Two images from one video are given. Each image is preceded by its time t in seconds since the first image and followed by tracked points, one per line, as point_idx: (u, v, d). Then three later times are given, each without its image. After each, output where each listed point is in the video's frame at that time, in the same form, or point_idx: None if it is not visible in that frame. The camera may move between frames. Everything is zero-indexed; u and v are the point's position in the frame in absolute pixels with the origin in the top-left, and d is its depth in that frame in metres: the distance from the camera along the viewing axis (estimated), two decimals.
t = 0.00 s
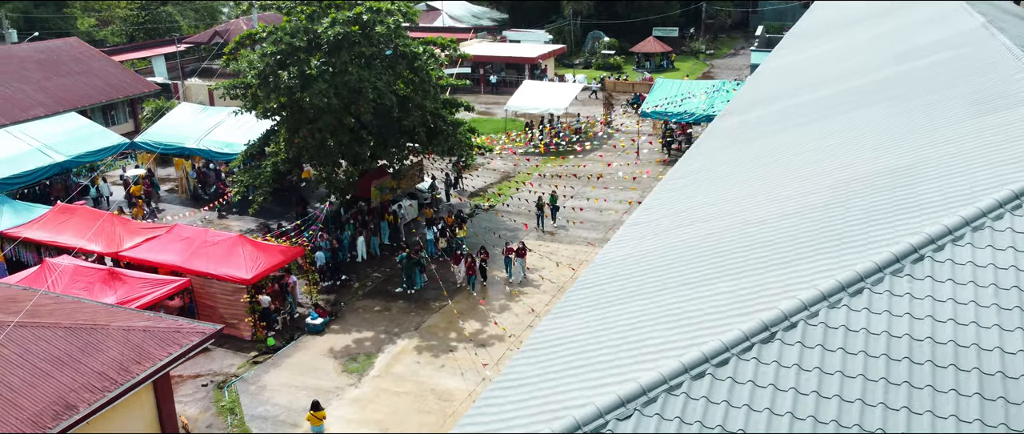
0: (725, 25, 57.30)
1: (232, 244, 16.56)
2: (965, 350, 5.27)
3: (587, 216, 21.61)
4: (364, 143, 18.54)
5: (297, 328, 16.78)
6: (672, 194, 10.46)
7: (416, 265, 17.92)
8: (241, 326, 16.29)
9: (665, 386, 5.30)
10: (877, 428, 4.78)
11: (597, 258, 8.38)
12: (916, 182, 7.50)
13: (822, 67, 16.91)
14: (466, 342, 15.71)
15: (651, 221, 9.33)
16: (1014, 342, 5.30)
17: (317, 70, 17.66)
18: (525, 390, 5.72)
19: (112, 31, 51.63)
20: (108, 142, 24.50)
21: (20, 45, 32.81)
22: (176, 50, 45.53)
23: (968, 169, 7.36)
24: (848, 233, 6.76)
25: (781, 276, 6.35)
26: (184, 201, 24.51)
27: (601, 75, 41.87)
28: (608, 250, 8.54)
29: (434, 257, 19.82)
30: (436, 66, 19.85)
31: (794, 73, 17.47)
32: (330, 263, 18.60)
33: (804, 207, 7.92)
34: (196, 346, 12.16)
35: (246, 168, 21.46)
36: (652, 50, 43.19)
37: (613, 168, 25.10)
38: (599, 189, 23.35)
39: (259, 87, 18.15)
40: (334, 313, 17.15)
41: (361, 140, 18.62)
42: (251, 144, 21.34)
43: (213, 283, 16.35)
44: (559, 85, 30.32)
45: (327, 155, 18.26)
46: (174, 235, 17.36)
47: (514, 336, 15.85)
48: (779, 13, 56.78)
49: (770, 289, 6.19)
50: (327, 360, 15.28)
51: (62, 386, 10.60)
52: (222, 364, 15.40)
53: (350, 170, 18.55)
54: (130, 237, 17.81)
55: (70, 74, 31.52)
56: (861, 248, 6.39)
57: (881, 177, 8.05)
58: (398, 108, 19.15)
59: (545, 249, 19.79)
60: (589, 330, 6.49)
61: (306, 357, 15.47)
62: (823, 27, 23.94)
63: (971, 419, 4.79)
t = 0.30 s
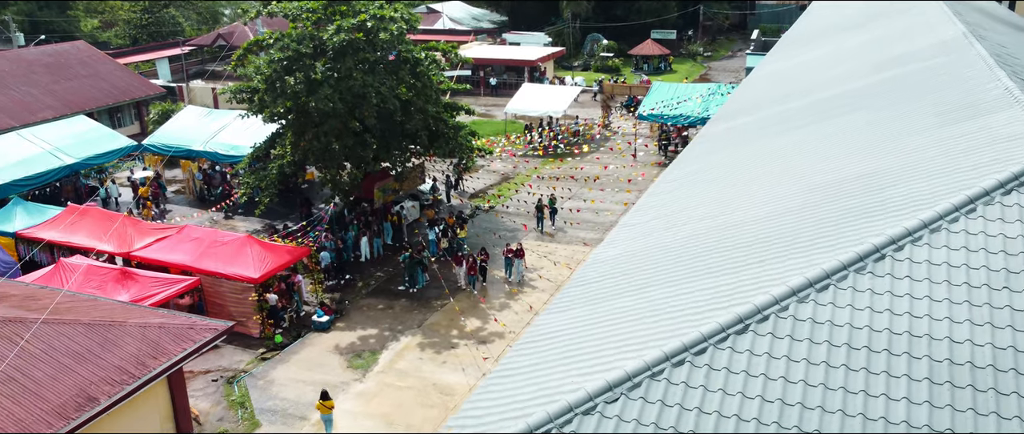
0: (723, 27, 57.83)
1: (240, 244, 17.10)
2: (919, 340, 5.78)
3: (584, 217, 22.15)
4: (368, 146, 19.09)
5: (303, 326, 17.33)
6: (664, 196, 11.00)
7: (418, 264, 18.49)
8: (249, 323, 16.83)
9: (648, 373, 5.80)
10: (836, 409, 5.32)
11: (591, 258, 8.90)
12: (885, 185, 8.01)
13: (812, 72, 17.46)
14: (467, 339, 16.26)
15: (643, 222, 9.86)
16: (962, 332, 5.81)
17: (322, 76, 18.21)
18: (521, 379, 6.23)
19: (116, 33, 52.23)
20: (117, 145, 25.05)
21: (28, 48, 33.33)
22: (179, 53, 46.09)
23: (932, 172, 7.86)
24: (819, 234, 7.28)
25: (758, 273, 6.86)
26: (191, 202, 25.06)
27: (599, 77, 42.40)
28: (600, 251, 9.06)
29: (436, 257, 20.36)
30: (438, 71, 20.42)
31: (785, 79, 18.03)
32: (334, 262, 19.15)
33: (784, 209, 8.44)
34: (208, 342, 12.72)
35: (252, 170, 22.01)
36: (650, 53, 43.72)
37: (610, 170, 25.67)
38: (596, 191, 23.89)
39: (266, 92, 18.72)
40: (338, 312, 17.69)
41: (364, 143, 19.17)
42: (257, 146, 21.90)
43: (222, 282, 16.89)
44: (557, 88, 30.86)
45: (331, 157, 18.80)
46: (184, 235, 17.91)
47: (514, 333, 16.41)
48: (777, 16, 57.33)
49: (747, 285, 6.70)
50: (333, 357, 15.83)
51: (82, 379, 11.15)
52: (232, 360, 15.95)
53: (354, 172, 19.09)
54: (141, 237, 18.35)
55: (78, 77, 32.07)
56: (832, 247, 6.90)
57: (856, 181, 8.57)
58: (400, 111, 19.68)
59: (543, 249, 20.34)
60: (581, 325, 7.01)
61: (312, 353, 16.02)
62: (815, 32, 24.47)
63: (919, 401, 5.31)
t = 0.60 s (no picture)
0: (721, 29, 58.34)
1: (247, 244, 17.54)
2: (888, 333, 6.19)
3: (583, 218, 22.59)
4: (371, 149, 19.52)
5: (308, 324, 17.77)
6: (658, 198, 11.44)
7: (420, 264, 18.94)
8: (256, 322, 17.26)
9: (637, 363, 6.21)
10: (810, 396, 5.74)
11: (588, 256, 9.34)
12: (864, 188, 8.43)
13: (804, 77, 17.92)
14: (469, 336, 16.71)
15: (636, 223, 10.31)
16: (927, 325, 6.22)
17: (326, 80, 18.65)
18: (519, 371, 6.67)
19: (119, 34, 52.74)
20: (123, 147, 25.49)
21: (34, 51, 33.73)
22: (183, 55, 46.55)
23: (907, 175, 8.28)
24: (800, 234, 7.69)
25: (743, 270, 7.28)
26: (196, 203, 25.48)
27: (598, 79, 42.84)
28: (596, 250, 9.50)
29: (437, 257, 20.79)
30: (439, 75, 20.88)
31: (778, 83, 18.48)
32: (338, 262, 19.60)
33: (770, 211, 8.86)
34: (218, 339, 13.15)
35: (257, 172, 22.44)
36: (648, 55, 44.17)
37: (607, 171, 26.15)
38: (593, 193, 24.32)
39: (272, 96, 19.17)
40: (343, 310, 18.16)
41: (368, 146, 19.61)
42: (261, 149, 22.35)
43: (229, 281, 17.32)
44: (556, 91, 31.29)
45: (335, 159, 19.23)
46: (192, 236, 18.35)
47: (513, 331, 16.88)
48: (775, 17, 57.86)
49: (730, 282, 7.12)
50: (338, 353, 16.28)
51: (99, 374, 11.60)
52: (239, 357, 16.39)
53: (357, 173, 19.54)
54: (149, 238, 18.78)
55: (83, 80, 32.50)
56: (811, 246, 7.32)
57: (837, 182, 9.01)
58: (403, 114, 20.13)
59: (542, 248, 20.81)
60: (577, 320, 7.44)
61: (317, 350, 16.46)
62: (808, 35, 24.93)
63: (886, 388, 5.73)
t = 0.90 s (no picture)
0: (719, 31, 59.03)
1: (255, 244, 18.10)
2: (855, 324, 6.69)
3: (581, 219, 23.13)
4: (374, 151, 20.07)
5: (314, 321, 18.33)
6: (650, 199, 12.00)
7: (422, 263, 19.48)
8: (263, 319, 17.82)
9: (626, 353, 6.75)
10: (782, 382, 6.25)
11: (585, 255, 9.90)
12: (841, 191, 8.99)
13: (795, 82, 18.48)
14: (470, 333, 17.27)
15: (630, 223, 10.86)
16: (891, 318, 6.68)
17: (332, 84, 19.21)
18: (519, 361, 7.23)
19: (122, 36, 53.34)
20: (130, 149, 26.05)
21: (41, 54, 34.29)
22: (187, 57, 47.12)
23: (880, 177, 8.82)
24: (779, 235, 8.22)
25: (725, 268, 7.81)
26: (203, 204, 26.05)
27: (597, 81, 43.39)
28: (592, 249, 10.05)
29: (439, 256, 21.33)
30: (441, 80, 21.44)
31: (770, 88, 19.05)
32: (342, 262, 20.16)
33: (754, 212, 9.41)
34: (229, 335, 13.71)
35: (262, 174, 22.99)
36: (646, 57, 44.72)
37: (604, 173, 26.70)
38: (591, 194, 24.87)
39: (278, 100, 19.73)
40: (348, 308, 18.71)
41: (371, 148, 20.16)
42: (267, 151, 22.90)
43: (237, 280, 17.87)
44: (555, 93, 31.86)
45: (340, 162, 19.79)
46: (201, 236, 18.91)
47: (513, 327, 17.44)
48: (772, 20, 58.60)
49: (713, 278, 7.65)
50: (343, 350, 16.84)
51: (117, 368, 12.16)
52: (248, 353, 16.95)
53: (361, 175, 20.08)
54: (159, 238, 19.34)
55: (90, 82, 33.07)
56: (789, 245, 7.85)
57: (817, 185, 9.56)
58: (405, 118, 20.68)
59: (541, 248, 21.38)
60: (573, 315, 7.99)
61: (323, 347, 17.03)
62: (801, 40, 25.51)
63: (851, 375, 6.22)
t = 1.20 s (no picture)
0: (717, 33, 59.47)
1: (261, 244, 18.56)
2: (832, 318, 7.13)
3: (579, 219, 23.57)
4: (376, 153, 20.51)
5: (319, 319, 18.77)
6: (645, 201, 12.45)
7: (424, 262, 19.92)
8: (269, 317, 18.25)
9: (618, 345, 7.20)
10: (763, 372, 6.70)
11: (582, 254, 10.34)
12: (824, 194, 9.44)
13: (788, 86, 18.95)
14: (471, 331, 17.73)
15: (625, 224, 11.32)
16: (866, 312, 7.12)
17: (335, 88, 19.65)
18: (520, 353, 7.70)
19: (124, 38, 53.78)
20: (136, 151, 26.50)
21: (47, 56, 34.76)
22: (189, 58, 47.58)
23: (862, 180, 9.28)
24: (764, 235, 8.67)
25: (713, 265, 8.26)
26: (208, 204, 26.49)
27: (596, 82, 43.85)
28: (589, 248, 10.51)
29: (440, 256, 21.75)
30: (442, 83, 21.89)
31: (763, 92, 19.49)
32: (345, 262, 20.61)
33: (743, 213, 9.85)
34: (238, 332, 14.15)
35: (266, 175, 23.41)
36: (645, 58, 45.16)
37: (602, 174, 27.15)
38: (589, 195, 25.31)
39: (283, 103, 20.18)
40: (352, 307, 19.16)
41: (374, 150, 20.60)
42: (271, 153, 23.35)
43: (244, 278, 18.31)
44: (554, 95, 32.31)
45: (343, 163, 20.23)
46: (208, 236, 19.35)
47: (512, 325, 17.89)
48: (770, 22, 59.09)
49: (701, 275, 8.09)
50: (347, 347, 17.29)
51: (131, 364, 12.60)
52: (254, 350, 17.39)
53: (364, 177, 20.61)
54: (166, 238, 19.77)
55: (95, 84, 33.51)
56: (773, 244, 8.30)
57: (804, 188, 10.01)
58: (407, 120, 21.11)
59: (539, 248, 21.84)
60: (570, 310, 8.45)
61: (328, 344, 17.48)
62: (795, 44, 25.98)
63: (827, 365, 6.66)
